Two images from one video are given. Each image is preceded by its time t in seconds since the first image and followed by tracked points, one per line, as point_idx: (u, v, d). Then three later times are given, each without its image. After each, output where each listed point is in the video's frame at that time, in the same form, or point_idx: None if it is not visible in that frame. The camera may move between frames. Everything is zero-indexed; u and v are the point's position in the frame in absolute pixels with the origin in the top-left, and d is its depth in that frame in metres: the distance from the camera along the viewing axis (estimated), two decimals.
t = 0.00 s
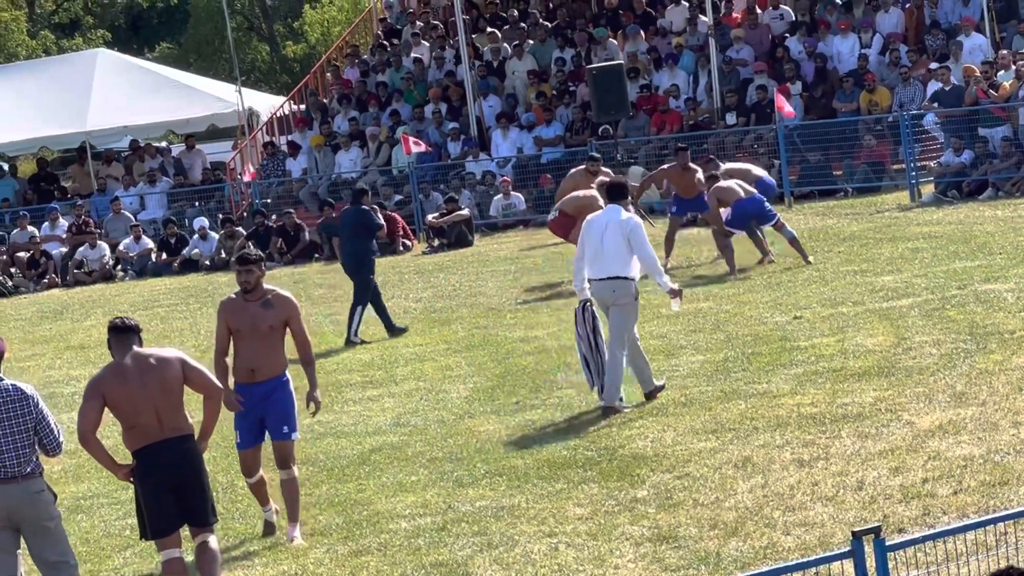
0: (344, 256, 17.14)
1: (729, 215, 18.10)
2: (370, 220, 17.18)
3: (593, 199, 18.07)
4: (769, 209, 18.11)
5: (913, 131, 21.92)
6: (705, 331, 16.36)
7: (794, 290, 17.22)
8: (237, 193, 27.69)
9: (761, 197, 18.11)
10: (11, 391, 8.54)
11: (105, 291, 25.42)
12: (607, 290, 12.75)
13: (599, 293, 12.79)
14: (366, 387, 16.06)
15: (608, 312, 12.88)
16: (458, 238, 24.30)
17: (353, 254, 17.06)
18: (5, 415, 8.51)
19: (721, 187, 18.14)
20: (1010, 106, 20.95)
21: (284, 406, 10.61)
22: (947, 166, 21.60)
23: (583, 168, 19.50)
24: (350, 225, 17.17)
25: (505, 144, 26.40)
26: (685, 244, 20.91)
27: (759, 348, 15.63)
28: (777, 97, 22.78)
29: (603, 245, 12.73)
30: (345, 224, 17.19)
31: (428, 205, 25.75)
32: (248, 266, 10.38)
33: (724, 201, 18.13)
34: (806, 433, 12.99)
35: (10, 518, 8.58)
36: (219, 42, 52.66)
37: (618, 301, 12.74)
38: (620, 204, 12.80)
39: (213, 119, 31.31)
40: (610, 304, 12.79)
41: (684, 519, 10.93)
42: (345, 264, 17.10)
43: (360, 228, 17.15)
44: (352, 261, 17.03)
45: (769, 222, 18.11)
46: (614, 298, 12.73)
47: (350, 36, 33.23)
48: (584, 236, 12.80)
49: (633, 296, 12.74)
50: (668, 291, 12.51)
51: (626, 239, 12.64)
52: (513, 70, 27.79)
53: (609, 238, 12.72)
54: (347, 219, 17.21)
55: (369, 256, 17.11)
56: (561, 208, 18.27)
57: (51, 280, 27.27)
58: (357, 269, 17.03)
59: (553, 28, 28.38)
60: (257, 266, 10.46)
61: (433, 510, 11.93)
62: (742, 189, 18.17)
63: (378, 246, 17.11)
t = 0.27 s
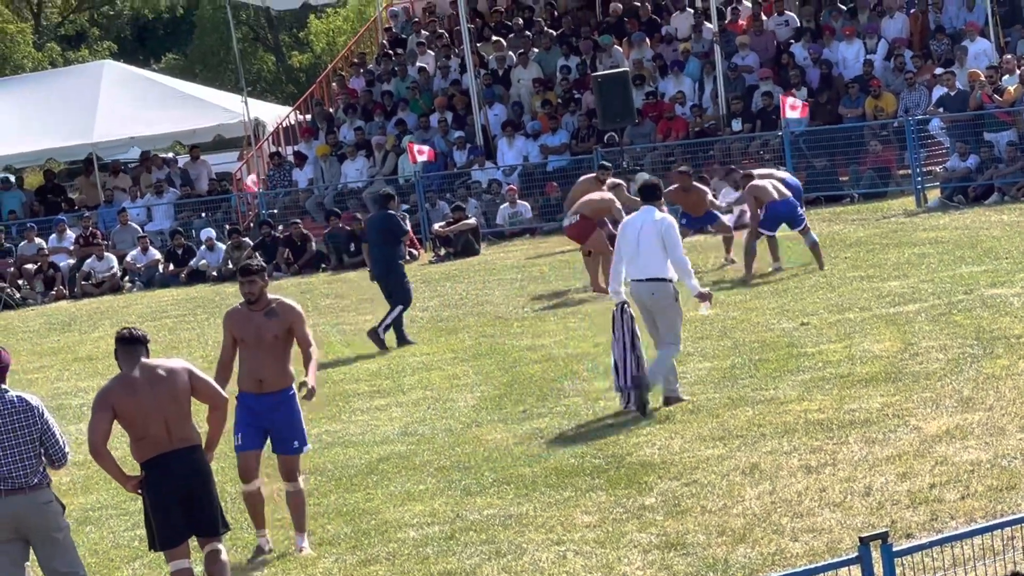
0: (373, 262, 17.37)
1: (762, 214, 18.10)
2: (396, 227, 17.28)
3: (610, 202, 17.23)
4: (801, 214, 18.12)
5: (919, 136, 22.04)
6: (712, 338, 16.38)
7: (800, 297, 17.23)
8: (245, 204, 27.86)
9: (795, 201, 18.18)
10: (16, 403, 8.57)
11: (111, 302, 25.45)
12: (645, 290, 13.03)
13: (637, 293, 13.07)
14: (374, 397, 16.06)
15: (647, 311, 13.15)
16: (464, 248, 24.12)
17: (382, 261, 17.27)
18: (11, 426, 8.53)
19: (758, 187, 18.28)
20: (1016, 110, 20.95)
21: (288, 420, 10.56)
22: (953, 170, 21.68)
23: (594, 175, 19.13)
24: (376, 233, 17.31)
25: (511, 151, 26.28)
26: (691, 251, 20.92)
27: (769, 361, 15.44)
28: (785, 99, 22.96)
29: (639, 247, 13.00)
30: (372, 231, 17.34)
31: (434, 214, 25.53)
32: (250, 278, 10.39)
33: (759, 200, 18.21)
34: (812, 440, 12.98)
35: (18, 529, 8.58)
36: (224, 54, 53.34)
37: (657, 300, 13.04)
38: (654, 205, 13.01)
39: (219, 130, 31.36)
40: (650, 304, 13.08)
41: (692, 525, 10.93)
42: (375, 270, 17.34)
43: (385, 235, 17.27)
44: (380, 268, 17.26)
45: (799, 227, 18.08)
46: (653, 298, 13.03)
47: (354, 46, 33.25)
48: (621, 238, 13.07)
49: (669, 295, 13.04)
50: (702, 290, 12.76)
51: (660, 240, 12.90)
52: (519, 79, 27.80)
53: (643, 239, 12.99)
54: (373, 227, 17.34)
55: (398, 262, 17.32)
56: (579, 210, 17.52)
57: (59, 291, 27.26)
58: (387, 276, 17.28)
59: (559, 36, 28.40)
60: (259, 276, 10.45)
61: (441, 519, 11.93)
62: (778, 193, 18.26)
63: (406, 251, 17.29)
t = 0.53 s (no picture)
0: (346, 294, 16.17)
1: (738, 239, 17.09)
2: (369, 254, 16.09)
3: (579, 230, 16.77)
4: (779, 240, 17.10)
5: (908, 159, 21.05)
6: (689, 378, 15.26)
7: (782, 331, 16.16)
8: (187, 236, 26.17)
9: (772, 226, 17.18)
10: None
11: (44, 343, 24.23)
12: (646, 316, 11.88)
13: (638, 319, 11.93)
14: (326, 442, 14.92)
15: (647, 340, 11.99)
16: (423, 282, 23.10)
17: (354, 291, 16.06)
18: None
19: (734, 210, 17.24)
20: (1012, 131, 19.90)
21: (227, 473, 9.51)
22: (945, 196, 20.69)
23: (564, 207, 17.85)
24: (348, 261, 16.15)
25: (471, 179, 25.09)
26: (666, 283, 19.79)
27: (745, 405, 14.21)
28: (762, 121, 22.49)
29: (640, 270, 11.89)
30: (344, 259, 16.19)
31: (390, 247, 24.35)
32: (173, 322, 9.28)
33: (735, 225, 17.17)
34: (797, 485, 11.89)
35: None
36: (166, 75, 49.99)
37: (659, 328, 11.87)
38: (658, 226, 11.97)
39: (160, 158, 29.25)
40: (651, 332, 11.92)
41: None
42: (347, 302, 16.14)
43: (357, 263, 16.08)
44: (353, 298, 16.05)
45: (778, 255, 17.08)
46: (655, 325, 11.87)
47: (306, 64, 31.98)
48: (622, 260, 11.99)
49: (671, 323, 11.85)
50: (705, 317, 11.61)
51: (662, 262, 11.79)
52: (479, 100, 26.57)
53: (645, 261, 11.89)
54: (345, 255, 16.20)
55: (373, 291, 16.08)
56: (546, 242, 16.84)
57: None
58: (360, 307, 16.04)
59: (521, 54, 27.19)
60: (184, 321, 9.38)
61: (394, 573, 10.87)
62: (755, 217, 17.23)
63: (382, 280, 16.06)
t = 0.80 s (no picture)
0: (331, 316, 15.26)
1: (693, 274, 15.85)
2: (354, 278, 15.07)
3: (539, 248, 16.27)
4: (737, 269, 15.99)
5: (890, 178, 20.30)
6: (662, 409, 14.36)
7: (759, 360, 15.41)
8: (133, 259, 24.95)
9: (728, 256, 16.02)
10: None
11: None
12: (660, 339, 11.19)
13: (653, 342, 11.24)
14: (279, 476, 14.06)
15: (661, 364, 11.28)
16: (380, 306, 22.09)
17: (340, 316, 15.15)
18: None
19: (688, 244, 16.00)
20: (998, 149, 19.26)
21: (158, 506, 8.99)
22: (930, 217, 19.96)
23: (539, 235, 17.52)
24: (333, 283, 15.16)
25: (431, 201, 24.05)
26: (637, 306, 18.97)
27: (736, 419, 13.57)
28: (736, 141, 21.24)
29: (655, 290, 11.21)
30: (328, 282, 15.21)
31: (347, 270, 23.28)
32: (96, 351, 8.86)
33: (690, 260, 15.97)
34: (775, 520, 11.09)
35: None
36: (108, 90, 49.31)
37: (673, 351, 11.17)
38: (676, 245, 11.30)
39: (104, 177, 28.27)
40: (665, 356, 11.21)
41: None
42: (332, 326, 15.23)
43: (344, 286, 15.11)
44: (340, 322, 15.13)
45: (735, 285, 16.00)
46: (669, 348, 11.17)
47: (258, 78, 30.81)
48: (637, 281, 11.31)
49: (686, 346, 11.15)
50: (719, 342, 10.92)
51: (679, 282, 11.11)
52: (439, 117, 25.56)
53: (662, 280, 11.20)
54: (330, 276, 15.20)
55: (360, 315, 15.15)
56: (507, 261, 16.19)
57: None
58: (346, 333, 15.11)
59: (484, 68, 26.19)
60: (110, 352, 8.98)
61: None
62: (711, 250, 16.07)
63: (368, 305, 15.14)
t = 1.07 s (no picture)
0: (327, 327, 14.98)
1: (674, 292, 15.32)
2: (353, 282, 14.88)
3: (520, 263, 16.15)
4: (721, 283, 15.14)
5: (877, 191, 20.01)
6: (643, 426, 13.93)
7: (743, 377, 15.08)
8: (103, 273, 24.21)
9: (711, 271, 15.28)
10: None
11: None
12: (680, 341, 11.24)
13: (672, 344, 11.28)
14: (253, 495, 13.62)
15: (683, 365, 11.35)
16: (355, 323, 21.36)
17: (337, 324, 14.87)
18: None
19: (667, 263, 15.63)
20: (986, 161, 18.90)
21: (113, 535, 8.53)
22: (916, 230, 19.70)
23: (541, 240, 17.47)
24: (329, 291, 14.93)
25: (408, 214, 23.42)
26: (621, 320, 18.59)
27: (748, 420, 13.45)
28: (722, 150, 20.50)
29: (675, 292, 11.24)
30: (326, 292, 14.94)
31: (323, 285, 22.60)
32: (61, 375, 8.53)
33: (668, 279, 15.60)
34: (757, 540, 10.76)
35: None
36: (80, 101, 47.14)
37: (694, 353, 11.22)
38: (694, 246, 11.32)
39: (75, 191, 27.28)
40: (690, 358, 11.27)
41: None
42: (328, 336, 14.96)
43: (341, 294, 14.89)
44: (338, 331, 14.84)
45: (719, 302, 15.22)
46: (689, 350, 11.21)
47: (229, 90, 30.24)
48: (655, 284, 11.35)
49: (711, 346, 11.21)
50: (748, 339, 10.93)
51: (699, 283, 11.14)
52: (417, 129, 25.05)
53: (682, 283, 11.22)
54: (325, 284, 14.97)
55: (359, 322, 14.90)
56: (485, 277, 16.06)
57: None
58: (345, 340, 14.83)
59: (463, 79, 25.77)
60: (74, 373, 8.63)
61: None
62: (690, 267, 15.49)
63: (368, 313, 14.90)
